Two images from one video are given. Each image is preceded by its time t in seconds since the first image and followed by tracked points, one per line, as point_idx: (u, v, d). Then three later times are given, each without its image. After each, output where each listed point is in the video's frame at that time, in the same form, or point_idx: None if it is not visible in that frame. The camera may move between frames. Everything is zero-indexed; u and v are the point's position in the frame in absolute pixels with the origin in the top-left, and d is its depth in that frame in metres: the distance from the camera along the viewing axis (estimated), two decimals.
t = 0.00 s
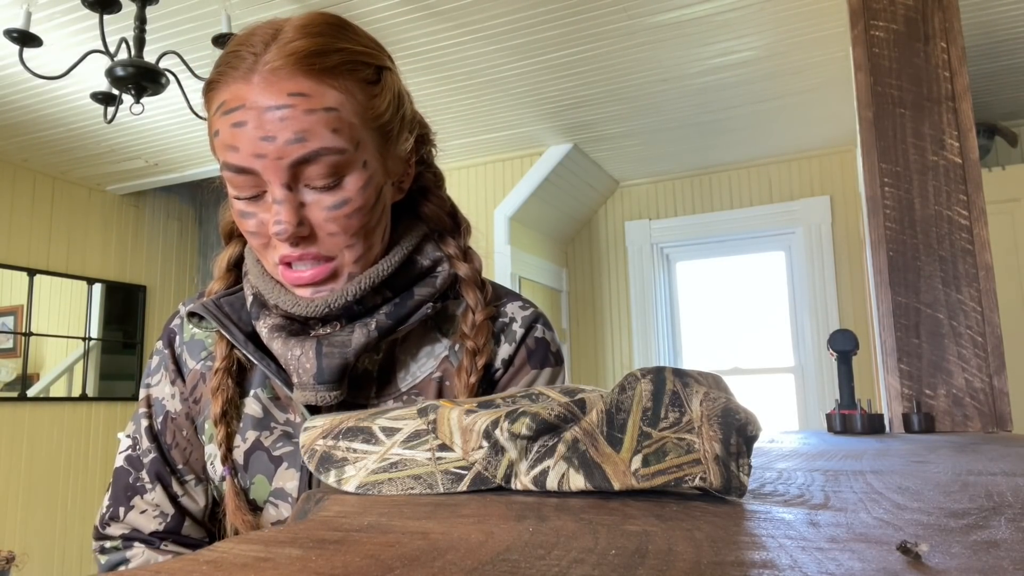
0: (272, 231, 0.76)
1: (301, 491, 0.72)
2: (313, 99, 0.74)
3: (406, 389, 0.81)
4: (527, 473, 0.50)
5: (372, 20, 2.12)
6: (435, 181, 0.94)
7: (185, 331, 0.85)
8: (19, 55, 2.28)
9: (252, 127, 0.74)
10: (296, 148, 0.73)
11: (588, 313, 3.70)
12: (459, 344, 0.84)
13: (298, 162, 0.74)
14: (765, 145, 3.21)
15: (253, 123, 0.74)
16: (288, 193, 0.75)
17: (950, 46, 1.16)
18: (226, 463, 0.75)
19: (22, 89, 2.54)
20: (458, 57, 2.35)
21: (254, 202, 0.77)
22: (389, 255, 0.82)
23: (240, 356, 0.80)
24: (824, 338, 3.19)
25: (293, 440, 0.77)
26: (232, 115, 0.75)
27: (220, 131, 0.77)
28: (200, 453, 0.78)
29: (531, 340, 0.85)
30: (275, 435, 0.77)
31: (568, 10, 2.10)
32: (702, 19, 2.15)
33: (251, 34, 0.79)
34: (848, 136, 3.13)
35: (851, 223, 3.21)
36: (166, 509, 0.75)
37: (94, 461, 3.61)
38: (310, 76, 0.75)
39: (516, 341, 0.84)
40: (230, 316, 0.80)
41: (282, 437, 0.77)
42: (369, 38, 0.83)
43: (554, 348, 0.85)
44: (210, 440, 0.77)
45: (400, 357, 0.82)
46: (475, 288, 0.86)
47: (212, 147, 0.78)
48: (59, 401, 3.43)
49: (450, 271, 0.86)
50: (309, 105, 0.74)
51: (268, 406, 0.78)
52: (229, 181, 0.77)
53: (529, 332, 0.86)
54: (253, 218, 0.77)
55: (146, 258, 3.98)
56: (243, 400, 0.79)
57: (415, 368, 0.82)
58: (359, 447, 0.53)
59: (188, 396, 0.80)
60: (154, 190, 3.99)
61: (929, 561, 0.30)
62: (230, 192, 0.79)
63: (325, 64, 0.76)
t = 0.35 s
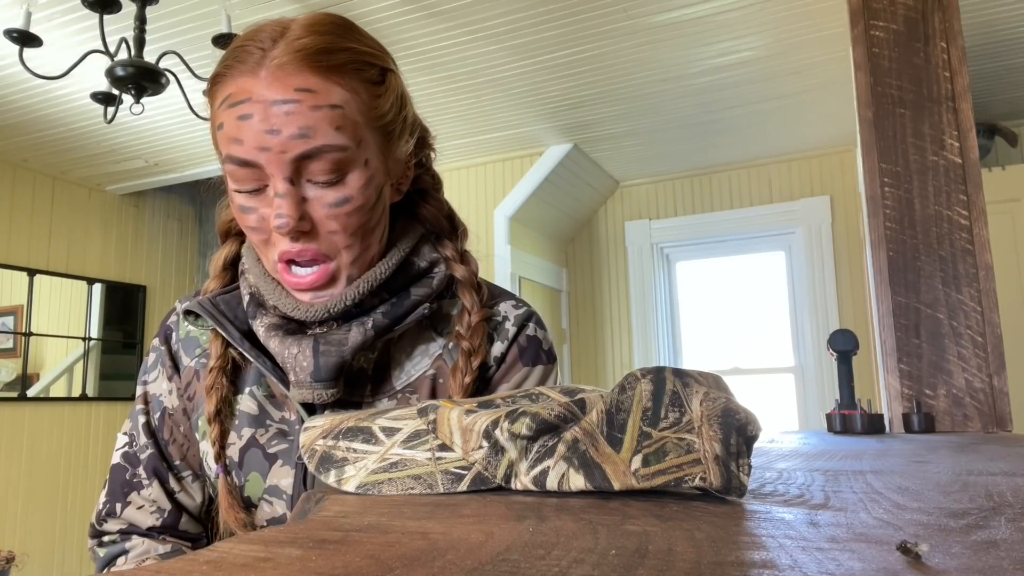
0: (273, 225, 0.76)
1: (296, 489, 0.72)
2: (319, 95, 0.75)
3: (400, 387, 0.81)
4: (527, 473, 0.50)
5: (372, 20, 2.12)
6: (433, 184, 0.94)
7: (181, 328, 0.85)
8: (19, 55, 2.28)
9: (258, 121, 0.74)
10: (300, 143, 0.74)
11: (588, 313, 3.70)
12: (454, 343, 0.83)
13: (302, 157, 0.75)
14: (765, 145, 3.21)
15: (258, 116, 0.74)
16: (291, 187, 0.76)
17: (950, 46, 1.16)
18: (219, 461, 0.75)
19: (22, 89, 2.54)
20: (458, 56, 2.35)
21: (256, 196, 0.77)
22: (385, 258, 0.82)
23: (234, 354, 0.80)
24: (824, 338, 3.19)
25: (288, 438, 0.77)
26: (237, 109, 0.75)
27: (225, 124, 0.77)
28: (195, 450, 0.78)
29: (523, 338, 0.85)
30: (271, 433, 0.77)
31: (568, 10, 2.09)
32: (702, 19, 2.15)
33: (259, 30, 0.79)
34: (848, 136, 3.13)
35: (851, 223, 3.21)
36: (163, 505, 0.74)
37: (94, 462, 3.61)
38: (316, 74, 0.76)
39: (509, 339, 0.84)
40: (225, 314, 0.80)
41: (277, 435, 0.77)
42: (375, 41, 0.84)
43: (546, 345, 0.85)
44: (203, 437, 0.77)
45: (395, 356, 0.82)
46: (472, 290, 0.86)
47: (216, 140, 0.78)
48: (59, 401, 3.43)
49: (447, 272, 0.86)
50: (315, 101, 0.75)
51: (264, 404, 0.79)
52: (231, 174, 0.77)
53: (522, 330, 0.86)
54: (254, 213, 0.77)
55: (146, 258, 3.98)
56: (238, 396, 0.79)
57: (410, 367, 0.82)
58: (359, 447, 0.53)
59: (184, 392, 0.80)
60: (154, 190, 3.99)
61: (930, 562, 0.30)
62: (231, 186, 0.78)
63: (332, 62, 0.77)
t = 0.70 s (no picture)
0: (276, 222, 0.75)
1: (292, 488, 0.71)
2: (327, 96, 0.75)
3: (396, 387, 0.80)
4: (527, 473, 0.50)
5: (372, 20, 2.12)
6: (433, 187, 0.94)
7: (177, 323, 0.84)
8: (19, 55, 2.28)
9: (265, 119, 0.74)
10: (306, 142, 0.74)
11: (588, 314, 3.70)
12: (449, 344, 0.83)
13: (307, 156, 0.75)
14: (765, 145, 3.21)
15: (265, 114, 0.74)
16: (294, 185, 0.76)
17: (950, 46, 1.16)
18: (209, 458, 0.75)
19: (22, 89, 2.54)
20: (458, 57, 2.35)
21: (258, 193, 0.77)
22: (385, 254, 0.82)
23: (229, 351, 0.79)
24: (824, 338, 3.19)
25: (282, 436, 0.76)
26: (244, 105, 0.75)
27: (231, 120, 0.77)
28: (186, 444, 0.78)
29: (517, 338, 0.85)
30: (265, 430, 0.76)
31: (568, 10, 2.10)
32: (702, 19, 2.15)
33: (268, 28, 0.79)
34: (848, 136, 3.12)
35: (850, 223, 3.21)
36: (153, 498, 0.75)
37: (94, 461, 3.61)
38: (325, 74, 0.76)
39: (502, 340, 0.84)
40: (222, 311, 0.79)
41: (272, 432, 0.76)
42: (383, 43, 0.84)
43: (540, 345, 0.85)
44: (195, 433, 0.76)
45: (390, 356, 0.81)
46: (468, 292, 0.86)
47: (220, 136, 0.78)
48: (59, 401, 3.43)
49: (443, 274, 0.86)
50: (323, 102, 0.75)
51: (259, 400, 0.77)
52: (235, 170, 0.77)
53: (515, 330, 0.86)
54: (255, 208, 0.77)
55: (146, 258, 3.98)
56: (234, 393, 0.78)
57: (405, 367, 0.81)
58: (359, 447, 0.53)
59: (177, 387, 0.79)
60: (155, 190, 3.99)
61: (929, 561, 0.30)
62: (234, 182, 0.78)
63: (342, 63, 0.77)
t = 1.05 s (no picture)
0: (249, 176, 0.80)
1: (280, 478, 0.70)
2: (309, 60, 0.81)
3: (387, 382, 0.79)
4: (527, 473, 0.50)
5: (372, 19, 2.12)
6: (432, 187, 0.94)
7: (173, 313, 0.84)
8: (19, 55, 2.28)
9: (249, 78, 0.81)
10: (281, 95, 0.79)
11: (587, 313, 3.70)
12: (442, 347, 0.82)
13: (282, 111, 0.80)
14: (765, 145, 3.21)
15: (251, 75, 0.81)
16: (271, 141, 0.80)
17: (950, 46, 1.16)
18: (195, 432, 0.74)
19: (22, 89, 2.54)
20: (458, 56, 2.35)
21: (241, 153, 0.82)
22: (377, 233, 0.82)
23: (222, 334, 0.80)
24: (824, 338, 3.19)
25: (274, 427, 0.74)
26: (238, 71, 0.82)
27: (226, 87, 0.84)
28: (178, 437, 0.77)
29: (512, 340, 0.85)
30: (256, 422, 0.75)
31: (568, 10, 2.10)
32: (703, 19, 2.15)
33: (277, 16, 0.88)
34: (848, 136, 3.12)
35: (851, 223, 3.21)
36: (146, 490, 0.74)
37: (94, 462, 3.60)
38: (312, 42, 0.82)
39: (497, 341, 0.84)
40: (219, 300, 0.79)
41: (263, 424, 0.75)
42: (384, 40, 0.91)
43: (535, 347, 0.85)
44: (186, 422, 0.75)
45: (383, 349, 0.81)
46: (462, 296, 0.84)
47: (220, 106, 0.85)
48: (58, 401, 3.43)
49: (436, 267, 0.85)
50: (303, 63, 0.81)
51: (252, 391, 0.76)
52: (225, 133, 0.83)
53: (510, 331, 0.86)
54: (238, 169, 0.82)
55: (146, 258, 3.98)
56: (228, 384, 0.77)
57: (397, 362, 0.81)
58: (359, 447, 0.53)
59: (171, 377, 0.78)
60: (155, 190, 3.99)
61: (929, 562, 0.30)
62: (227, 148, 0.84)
63: (330, 37, 0.83)
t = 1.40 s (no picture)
0: (251, 168, 0.80)
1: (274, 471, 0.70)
2: (311, 60, 0.83)
3: (382, 379, 0.79)
4: (527, 473, 0.50)
5: (372, 19, 2.12)
6: (428, 191, 0.94)
7: (170, 309, 0.84)
8: (19, 55, 2.29)
9: (253, 75, 0.82)
10: (284, 91, 0.81)
11: (587, 313, 3.69)
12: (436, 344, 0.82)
13: (284, 106, 0.81)
14: (765, 145, 3.20)
15: (254, 73, 0.82)
16: (273, 135, 0.81)
17: (950, 46, 1.16)
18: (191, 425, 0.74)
19: (22, 89, 2.54)
20: (458, 56, 2.35)
21: (243, 149, 0.83)
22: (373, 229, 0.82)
23: (221, 329, 0.80)
24: (824, 338, 3.19)
25: (268, 422, 0.74)
26: (241, 72, 0.84)
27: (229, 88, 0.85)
28: (171, 432, 0.77)
29: (504, 337, 0.85)
30: (251, 417, 0.75)
31: (568, 10, 2.10)
32: (703, 19, 2.15)
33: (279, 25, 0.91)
34: (848, 136, 3.12)
35: (851, 223, 3.21)
36: (136, 485, 0.73)
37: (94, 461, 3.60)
38: (314, 44, 0.84)
39: (489, 338, 0.84)
40: (217, 294, 0.79)
41: (258, 419, 0.75)
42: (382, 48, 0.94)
43: (527, 346, 0.85)
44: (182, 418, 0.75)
45: (378, 347, 0.81)
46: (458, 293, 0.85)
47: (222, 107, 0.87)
48: (58, 401, 3.43)
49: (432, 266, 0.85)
50: (306, 62, 0.83)
51: (247, 387, 0.77)
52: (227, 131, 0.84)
53: (502, 329, 0.86)
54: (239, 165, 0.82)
55: (146, 258, 3.98)
56: (223, 379, 0.77)
57: (392, 360, 0.81)
58: (359, 447, 0.53)
59: (167, 372, 0.78)
60: (155, 190, 3.99)
61: (929, 561, 0.30)
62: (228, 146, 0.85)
63: (332, 40, 0.86)
